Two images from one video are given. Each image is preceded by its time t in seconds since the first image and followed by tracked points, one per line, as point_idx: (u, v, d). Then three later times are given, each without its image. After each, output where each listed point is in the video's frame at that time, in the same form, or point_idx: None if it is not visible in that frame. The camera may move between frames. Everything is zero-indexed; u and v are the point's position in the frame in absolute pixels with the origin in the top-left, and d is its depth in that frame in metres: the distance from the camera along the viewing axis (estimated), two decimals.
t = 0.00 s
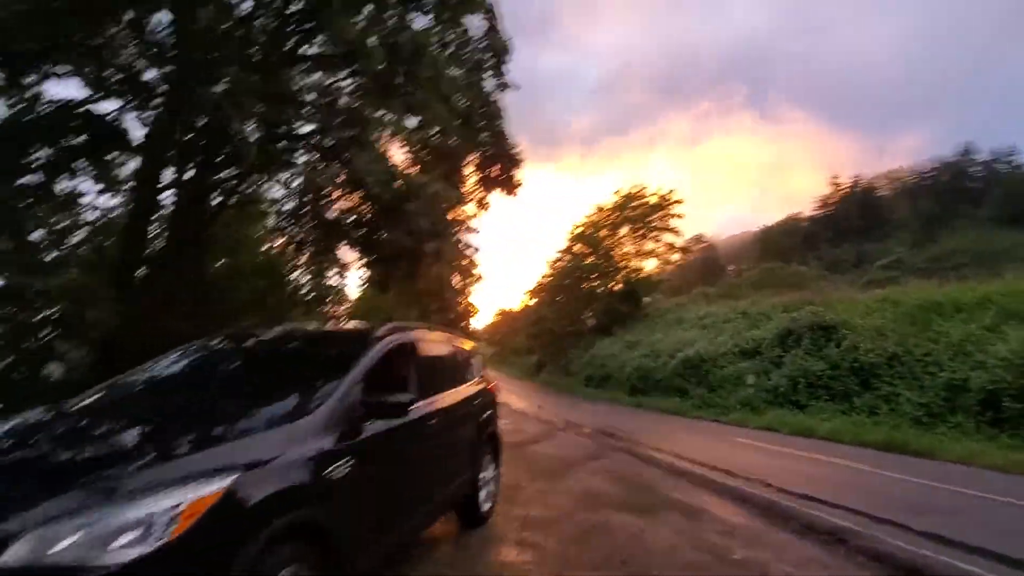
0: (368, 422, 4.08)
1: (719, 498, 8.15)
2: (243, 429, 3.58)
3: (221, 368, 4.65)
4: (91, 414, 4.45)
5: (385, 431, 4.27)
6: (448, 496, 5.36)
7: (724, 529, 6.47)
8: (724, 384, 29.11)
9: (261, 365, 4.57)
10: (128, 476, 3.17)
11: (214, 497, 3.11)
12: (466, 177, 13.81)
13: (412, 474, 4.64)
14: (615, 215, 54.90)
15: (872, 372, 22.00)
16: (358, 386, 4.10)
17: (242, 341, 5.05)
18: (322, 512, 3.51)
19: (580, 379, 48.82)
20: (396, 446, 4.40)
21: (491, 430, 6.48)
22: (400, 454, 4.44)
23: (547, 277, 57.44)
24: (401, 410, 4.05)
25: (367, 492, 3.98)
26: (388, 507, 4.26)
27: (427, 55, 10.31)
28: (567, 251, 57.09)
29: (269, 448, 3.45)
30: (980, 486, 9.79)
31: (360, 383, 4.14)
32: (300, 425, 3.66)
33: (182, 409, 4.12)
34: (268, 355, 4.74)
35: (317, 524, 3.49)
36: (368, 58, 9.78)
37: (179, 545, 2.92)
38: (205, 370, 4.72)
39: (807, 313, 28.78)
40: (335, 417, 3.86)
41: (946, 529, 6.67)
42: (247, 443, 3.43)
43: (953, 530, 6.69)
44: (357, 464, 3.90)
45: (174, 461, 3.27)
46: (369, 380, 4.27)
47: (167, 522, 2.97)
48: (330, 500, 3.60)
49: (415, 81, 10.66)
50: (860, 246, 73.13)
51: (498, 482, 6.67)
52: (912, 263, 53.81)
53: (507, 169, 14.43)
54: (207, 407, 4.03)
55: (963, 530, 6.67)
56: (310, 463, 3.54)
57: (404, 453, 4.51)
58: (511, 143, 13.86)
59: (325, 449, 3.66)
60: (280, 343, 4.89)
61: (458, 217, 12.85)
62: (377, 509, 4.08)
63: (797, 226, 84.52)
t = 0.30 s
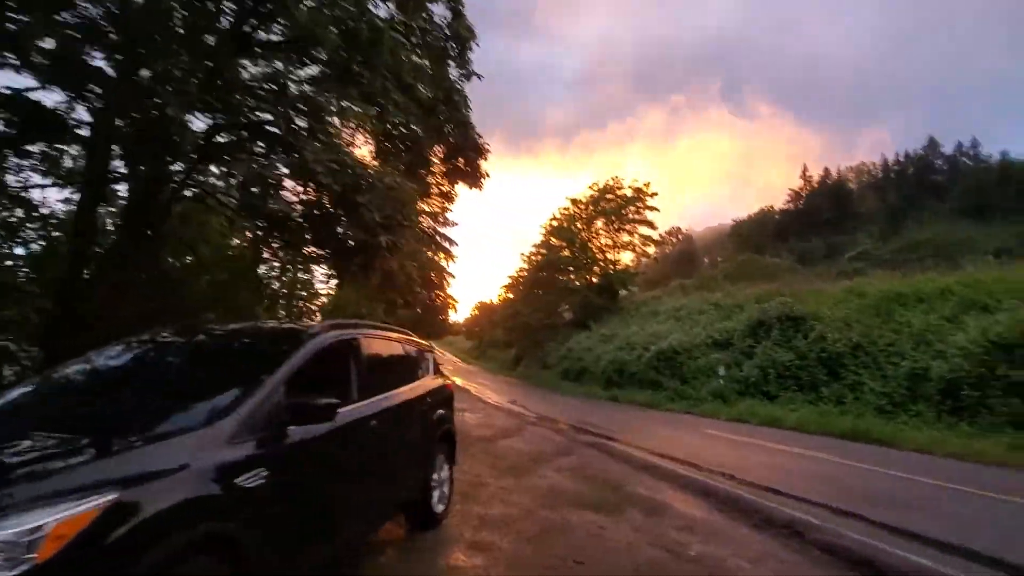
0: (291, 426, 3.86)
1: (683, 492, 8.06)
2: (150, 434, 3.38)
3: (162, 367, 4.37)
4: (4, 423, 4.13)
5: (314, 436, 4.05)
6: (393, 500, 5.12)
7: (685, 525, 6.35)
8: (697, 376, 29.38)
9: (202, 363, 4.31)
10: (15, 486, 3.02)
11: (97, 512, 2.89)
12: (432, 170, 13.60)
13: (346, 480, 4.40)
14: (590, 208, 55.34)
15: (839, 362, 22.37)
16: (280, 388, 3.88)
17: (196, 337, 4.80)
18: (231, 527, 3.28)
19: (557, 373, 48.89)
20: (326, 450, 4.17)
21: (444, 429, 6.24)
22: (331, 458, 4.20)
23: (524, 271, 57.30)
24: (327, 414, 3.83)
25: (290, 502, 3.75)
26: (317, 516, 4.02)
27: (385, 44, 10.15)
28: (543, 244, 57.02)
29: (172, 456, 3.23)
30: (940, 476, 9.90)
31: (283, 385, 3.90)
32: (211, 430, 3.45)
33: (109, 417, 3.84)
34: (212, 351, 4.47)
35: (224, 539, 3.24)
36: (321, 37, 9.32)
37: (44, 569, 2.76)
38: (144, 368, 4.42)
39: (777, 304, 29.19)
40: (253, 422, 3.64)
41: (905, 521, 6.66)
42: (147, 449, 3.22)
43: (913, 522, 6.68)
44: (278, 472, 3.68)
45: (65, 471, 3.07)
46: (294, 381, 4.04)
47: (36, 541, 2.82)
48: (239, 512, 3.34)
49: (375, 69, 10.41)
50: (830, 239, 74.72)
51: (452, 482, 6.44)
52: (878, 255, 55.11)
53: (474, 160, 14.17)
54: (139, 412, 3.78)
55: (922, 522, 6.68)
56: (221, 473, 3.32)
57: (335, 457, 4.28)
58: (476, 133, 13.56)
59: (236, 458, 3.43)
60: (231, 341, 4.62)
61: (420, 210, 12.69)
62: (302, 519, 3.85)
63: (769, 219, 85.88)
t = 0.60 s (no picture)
0: (213, 435, 3.67)
1: (655, 500, 7.87)
2: (62, 440, 3.31)
3: (121, 366, 4.20)
4: None
5: (242, 445, 3.87)
6: (343, 509, 4.90)
7: (652, 536, 6.13)
8: (683, 381, 29.29)
9: (161, 362, 4.13)
10: None
11: None
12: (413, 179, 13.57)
13: (284, 488, 4.20)
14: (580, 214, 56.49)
15: (823, 368, 22.35)
16: (201, 395, 3.72)
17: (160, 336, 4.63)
18: (131, 542, 3.12)
19: (545, 378, 48.66)
20: (259, 459, 3.98)
21: (403, 436, 6.00)
22: (265, 466, 4.02)
23: (513, 276, 57.15)
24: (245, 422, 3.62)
25: (211, 513, 3.56)
26: (249, 525, 3.83)
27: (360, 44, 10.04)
28: (533, 249, 56.96)
29: (71, 465, 3.12)
30: (919, 483, 9.78)
31: (206, 391, 3.74)
32: (118, 438, 3.32)
33: (57, 414, 3.65)
34: (173, 350, 4.28)
35: (121, 558, 3.09)
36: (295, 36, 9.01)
37: None
38: (85, 368, 4.22)
39: (763, 310, 29.22)
40: (168, 430, 3.50)
41: (879, 532, 6.50)
42: (47, 457, 3.13)
43: (885, 532, 6.53)
44: (197, 483, 3.51)
45: None
46: (220, 387, 3.88)
47: None
48: (140, 526, 3.19)
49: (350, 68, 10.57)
50: (818, 246, 75.26)
51: (412, 491, 6.21)
52: (866, 262, 55.46)
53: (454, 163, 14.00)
54: (87, 410, 3.64)
55: (895, 531, 6.53)
56: (122, 487, 3.16)
57: (271, 465, 4.10)
58: (455, 135, 13.38)
59: (141, 470, 3.27)
60: (202, 339, 4.42)
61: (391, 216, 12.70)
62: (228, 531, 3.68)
63: (759, 226, 86.38)
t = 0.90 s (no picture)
0: (134, 436, 3.59)
1: (626, 495, 7.76)
2: None
3: (80, 357, 4.00)
4: None
5: (171, 446, 3.74)
6: (297, 511, 4.74)
7: (618, 533, 6.01)
8: (668, 373, 29.33)
9: (119, 354, 3.95)
10: None
11: None
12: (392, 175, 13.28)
13: (229, 489, 4.05)
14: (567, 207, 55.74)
15: (805, 360, 22.43)
16: (122, 394, 3.64)
17: (124, 328, 4.45)
18: (39, 551, 3.13)
19: (532, 370, 48.59)
20: (195, 459, 3.85)
21: (364, 432, 5.81)
22: (203, 467, 3.88)
23: (501, 267, 56.84)
24: (173, 422, 3.58)
25: (136, 516, 3.50)
26: (183, 527, 3.73)
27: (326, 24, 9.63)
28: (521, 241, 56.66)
29: None
30: (894, 475, 9.77)
31: (126, 391, 3.66)
32: (29, 441, 3.32)
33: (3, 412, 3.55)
34: (133, 344, 4.06)
35: (27, 566, 3.09)
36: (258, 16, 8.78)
37: None
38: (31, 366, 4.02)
39: (747, 301, 29.28)
40: (83, 432, 3.45)
41: (848, 527, 6.44)
42: None
43: (855, 527, 6.46)
44: (116, 486, 3.44)
45: None
46: (144, 386, 3.76)
47: None
48: (46, 533, 3.17)
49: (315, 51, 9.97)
50: (805, 238, 75.70)
51: (375, 489, 6.03)
52: (851, 255, 55.77)
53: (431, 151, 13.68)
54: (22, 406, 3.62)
55: (864, 526, 6.46)
56: (22, 494, 3.14)
57: (210, 466, 3.94)
58: (432, 123, 13.07)
59: (48, 476, 3.24)
60: (166, 332, 4.19)
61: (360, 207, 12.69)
62: (158, 533, 3.59)
63: (746, 218, 86.70)
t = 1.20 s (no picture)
0: (49, 432, 3.22)
1: (599, 493, 7.60)
2: None
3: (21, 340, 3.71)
4: None
5: (92, 445, 3.38)
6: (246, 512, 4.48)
7: (588, 533, 5.83)
8: (649, 371, 29.36)
9: (61, 339, 3.65)
10: None
11: None
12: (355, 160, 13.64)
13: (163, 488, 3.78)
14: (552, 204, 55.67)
15: (783, 357, 22.58)
16: (37, 385, 3.30)
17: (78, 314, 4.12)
18: None
19: (515, 367, 48.45)
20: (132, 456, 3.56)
21: (321, 428, 5.58)
22: (135, 465, 3.59)
23: (485, 265, 56.53)
24: (90, 418, 3.21)
25: (52, 519, 3.15)
26: (112, 528, 3.44)
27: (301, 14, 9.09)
28: (505, 238, 56.42)
29: None
30: (867, 471, 9.78)
31: (41, 378, 3.32)
32: None
33: None
34: (72, 326, 3.83)
35: None
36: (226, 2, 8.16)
37: None
38: None
39: (728, 299, 29.45)
40: None
41: (821, 525, 6.36)
42: None
43: (828, 525, 6.39)
44: (40, 482, 3.12)
45: None
46: (59, 379, 3.41)
47: None
48: None
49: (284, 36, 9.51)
50: (786, 238, 76.63)
51: (334, 487, 5.83)
52: (831, 254, 56.53)
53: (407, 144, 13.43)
54: None
55: (837, 524, 6.39)
56: None
57: (144, 464, 3.65)
58: (408, 115, 12.79)
59: None
60: (95, 321, 3.88)
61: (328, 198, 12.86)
62: (100, 535, 3.38)
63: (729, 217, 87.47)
